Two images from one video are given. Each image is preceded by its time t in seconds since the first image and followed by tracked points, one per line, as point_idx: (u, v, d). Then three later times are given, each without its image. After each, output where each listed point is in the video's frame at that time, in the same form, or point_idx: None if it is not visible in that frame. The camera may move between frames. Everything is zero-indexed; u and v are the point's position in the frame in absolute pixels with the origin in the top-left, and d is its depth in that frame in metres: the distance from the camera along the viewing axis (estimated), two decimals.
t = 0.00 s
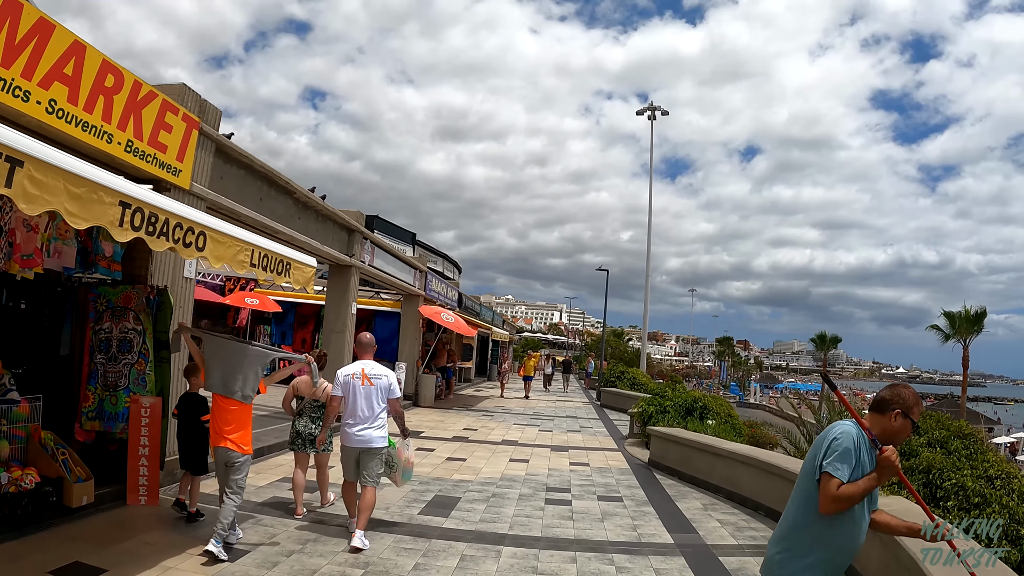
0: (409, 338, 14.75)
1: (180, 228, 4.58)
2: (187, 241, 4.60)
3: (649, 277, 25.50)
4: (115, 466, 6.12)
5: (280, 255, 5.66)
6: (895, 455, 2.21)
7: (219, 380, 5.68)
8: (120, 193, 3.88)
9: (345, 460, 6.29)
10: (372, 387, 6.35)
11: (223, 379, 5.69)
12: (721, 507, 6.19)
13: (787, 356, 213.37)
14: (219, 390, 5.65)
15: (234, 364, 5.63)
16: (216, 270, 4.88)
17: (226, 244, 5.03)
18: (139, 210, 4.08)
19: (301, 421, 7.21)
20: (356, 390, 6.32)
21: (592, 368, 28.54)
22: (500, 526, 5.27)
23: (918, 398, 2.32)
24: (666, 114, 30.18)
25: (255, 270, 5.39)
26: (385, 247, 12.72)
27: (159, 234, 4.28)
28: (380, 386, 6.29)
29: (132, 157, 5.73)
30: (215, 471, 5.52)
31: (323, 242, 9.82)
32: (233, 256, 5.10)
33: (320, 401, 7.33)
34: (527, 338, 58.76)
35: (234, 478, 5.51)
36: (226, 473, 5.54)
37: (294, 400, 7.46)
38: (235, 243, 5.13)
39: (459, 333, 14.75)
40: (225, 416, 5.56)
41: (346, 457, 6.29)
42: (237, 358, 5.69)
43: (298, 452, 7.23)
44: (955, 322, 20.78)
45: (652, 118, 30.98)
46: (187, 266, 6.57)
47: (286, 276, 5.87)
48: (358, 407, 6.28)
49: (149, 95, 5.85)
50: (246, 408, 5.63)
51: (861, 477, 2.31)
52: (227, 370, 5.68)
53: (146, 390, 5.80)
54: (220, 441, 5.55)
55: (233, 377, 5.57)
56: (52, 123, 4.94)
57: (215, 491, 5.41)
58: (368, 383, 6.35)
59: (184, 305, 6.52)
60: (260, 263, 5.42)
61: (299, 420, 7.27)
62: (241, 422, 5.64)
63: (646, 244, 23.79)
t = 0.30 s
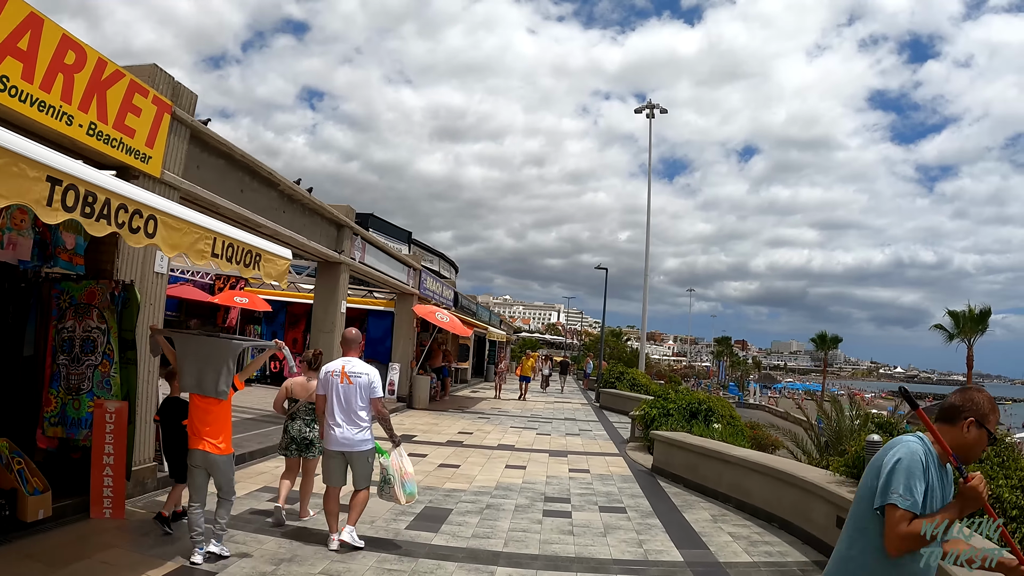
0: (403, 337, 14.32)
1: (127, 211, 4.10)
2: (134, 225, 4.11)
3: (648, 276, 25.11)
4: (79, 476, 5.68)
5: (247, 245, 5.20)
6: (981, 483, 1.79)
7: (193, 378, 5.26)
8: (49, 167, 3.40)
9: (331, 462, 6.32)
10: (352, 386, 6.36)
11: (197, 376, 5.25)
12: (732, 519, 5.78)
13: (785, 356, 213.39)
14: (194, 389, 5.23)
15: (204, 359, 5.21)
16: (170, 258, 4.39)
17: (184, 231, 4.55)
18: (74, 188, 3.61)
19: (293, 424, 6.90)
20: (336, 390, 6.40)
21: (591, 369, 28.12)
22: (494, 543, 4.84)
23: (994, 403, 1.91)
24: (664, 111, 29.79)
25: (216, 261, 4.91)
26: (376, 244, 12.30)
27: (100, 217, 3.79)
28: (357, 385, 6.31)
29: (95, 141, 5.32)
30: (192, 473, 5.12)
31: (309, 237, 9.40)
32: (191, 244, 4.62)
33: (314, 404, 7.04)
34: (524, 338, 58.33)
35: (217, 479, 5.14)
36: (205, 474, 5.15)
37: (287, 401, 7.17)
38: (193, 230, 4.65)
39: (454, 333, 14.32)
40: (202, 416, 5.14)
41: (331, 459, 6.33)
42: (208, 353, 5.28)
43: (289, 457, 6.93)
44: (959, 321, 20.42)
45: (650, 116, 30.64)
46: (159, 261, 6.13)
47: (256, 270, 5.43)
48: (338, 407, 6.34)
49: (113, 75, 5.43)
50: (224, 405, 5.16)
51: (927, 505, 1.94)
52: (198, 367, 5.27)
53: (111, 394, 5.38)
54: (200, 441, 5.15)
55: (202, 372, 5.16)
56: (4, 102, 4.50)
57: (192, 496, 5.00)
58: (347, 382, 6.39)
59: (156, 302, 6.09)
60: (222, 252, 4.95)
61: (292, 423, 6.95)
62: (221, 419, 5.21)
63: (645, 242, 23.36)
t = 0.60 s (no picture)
0: (396, 336, 13.90)
1: (65, 184, 3.70)
2: (74, 200, 3.70)
3: (646, 275, 24.75)
4: (39, 483, 5.24)
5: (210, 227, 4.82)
6: None
7: (174, 377, 4.92)
8: None
9: (318, 466, 6.12)
10: (344, 390, 6.21)
11: (180, 374, 4.89)
12: (743, 529, 5.40)
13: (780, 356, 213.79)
14: (175, 388, 4.88)
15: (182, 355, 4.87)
16: (119, 237, 3.99)
17: (134, 209, 4.15)
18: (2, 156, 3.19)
19: (282, 426, 6.66)
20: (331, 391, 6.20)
21: (587, 369, 27.73)
22: (489, 558, 4.43)
23: None
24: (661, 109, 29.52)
25: (174, 245, 4.51)
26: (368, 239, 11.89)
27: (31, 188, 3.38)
28: (356, 388, 6.16)
29: (56, 119, 4.91)
30: (172, 480, 4.67)
31: (296, 230, 9.02)
32: (143, 225, 4.22)
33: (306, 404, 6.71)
34: (520, 338, 57.88)
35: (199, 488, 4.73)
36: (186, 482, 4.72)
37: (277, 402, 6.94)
38: (145, 207, 4.26)
39: (448, 331, 13.92)
40: (186, 417, 4.75)
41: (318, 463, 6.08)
42: (191, 350, 4.93)
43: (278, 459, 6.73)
44: (961, 320, 20.15)
45: (647, 113, 30.29)
46: (129, 250, 5.71)
47: (225, 256, 5.04)
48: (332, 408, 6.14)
49: (78, 48, 5.03)
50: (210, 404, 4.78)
51: None
52: (178, 364, 4.91)
53: (73, 394, 4.96)
54: (184, 447, 4.74)
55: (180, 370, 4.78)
56: None
57: (170, 500, 4.58)
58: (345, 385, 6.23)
59: (123, 295, 5.69)
60: (181, 234, 4.55)
61: (280, 424, 6.74)
62: (207, 422, 4.83)
63: (644, 240, 23.01)
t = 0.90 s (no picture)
0: (388, 337, 13.50)
1: None
2: None
3: (644, 276, 24.41)
4: None
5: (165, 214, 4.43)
6: None
7: (163, 374, 4.73)
8: None
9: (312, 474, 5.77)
10: (342, 393, 5.78)
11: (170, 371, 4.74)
12: (755, 545, 5.03)
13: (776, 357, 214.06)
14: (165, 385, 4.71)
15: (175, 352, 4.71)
16: (53, 222, 3.58)
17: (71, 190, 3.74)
18: None
19: (269, 432, 6.36)
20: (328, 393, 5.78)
21: (584, 371, 27.34)
22: None
23: None
24: (657, 109, 29.23)
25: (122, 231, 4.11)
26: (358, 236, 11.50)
27: None
28: (356, 392, 5.74)
29: (12, 100, 4.53)
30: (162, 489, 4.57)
31: (281, 226, 8.63)
32: (83, 208, 3.82)
33: (293, 408, 6.43)
34: (516, 340, 57.46)
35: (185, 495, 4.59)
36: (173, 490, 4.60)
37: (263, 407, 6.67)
38: (85, 189, 3.86)
39: (442, 332, 13.53)
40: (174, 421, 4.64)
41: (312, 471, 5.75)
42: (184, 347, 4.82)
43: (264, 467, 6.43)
44: (964, 321, 19.88)
45: (644, 113, 29.99)
46: (94, 244, 5.31)
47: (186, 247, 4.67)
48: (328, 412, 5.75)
49: (38, 24, 4.64)
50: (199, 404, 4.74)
51: None
52: (170, 361, 4.76)
53: (27, 399, 4.56)
54: (171, 451, 4.63)
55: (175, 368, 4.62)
56: None
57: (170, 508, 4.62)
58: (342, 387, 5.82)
59: (89, 293, 5.29)
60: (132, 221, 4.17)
61: (267, 430, 6.41)
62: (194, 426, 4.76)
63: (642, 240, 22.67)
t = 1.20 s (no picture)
0: (380, 336, 13.13)
1: None
2: None
3: (642, 275, 24.10)
4: None
5: (108, 190, 4.19)
6: None
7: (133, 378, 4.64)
8: None
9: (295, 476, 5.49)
10: (322, 395, 5.59)
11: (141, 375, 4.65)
12: (764, 556, 4.69)
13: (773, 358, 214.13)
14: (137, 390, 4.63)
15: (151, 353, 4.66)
16: None
17: None
18: None
19: (252, 432, 6.05)
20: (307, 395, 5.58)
21: (582, 371, 27.00)
22: None
23: None
24: (655, 108, 28.99)
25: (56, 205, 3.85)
26: (348, 232, 11.13)
27: None
28: (336, 390, 5.53)
29: None
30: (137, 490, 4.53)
31: (264, 218, 8.31)
32: (10, 179, 3.54)
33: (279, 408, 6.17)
34: (513, 340, 57.06)
35: (155, 496, 4.49)
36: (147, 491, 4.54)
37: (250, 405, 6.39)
38: (13, 158, 3.58)
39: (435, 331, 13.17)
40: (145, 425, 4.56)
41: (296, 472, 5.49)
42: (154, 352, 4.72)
43: (247, 468, 6.14)
44: (967, 321, 19.64)
45: (643, 111, 29.79)
46: (57, 232, 4.95)
47: (134, 228, 4.46)
48: (308, 415, 5.53)
49: None
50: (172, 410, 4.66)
51: None
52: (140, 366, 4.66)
53: None
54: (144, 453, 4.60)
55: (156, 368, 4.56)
56: None
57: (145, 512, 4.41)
58: (321, 387, 5.62)
59: (49, 285, 4.93)
60: (66, 196, 3.91)
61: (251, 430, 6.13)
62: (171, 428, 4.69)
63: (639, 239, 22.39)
